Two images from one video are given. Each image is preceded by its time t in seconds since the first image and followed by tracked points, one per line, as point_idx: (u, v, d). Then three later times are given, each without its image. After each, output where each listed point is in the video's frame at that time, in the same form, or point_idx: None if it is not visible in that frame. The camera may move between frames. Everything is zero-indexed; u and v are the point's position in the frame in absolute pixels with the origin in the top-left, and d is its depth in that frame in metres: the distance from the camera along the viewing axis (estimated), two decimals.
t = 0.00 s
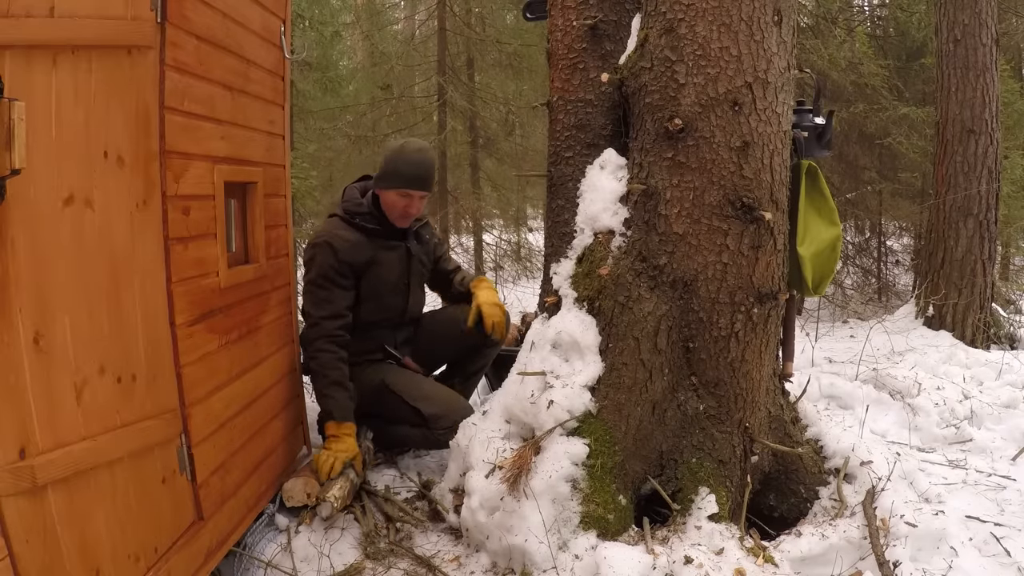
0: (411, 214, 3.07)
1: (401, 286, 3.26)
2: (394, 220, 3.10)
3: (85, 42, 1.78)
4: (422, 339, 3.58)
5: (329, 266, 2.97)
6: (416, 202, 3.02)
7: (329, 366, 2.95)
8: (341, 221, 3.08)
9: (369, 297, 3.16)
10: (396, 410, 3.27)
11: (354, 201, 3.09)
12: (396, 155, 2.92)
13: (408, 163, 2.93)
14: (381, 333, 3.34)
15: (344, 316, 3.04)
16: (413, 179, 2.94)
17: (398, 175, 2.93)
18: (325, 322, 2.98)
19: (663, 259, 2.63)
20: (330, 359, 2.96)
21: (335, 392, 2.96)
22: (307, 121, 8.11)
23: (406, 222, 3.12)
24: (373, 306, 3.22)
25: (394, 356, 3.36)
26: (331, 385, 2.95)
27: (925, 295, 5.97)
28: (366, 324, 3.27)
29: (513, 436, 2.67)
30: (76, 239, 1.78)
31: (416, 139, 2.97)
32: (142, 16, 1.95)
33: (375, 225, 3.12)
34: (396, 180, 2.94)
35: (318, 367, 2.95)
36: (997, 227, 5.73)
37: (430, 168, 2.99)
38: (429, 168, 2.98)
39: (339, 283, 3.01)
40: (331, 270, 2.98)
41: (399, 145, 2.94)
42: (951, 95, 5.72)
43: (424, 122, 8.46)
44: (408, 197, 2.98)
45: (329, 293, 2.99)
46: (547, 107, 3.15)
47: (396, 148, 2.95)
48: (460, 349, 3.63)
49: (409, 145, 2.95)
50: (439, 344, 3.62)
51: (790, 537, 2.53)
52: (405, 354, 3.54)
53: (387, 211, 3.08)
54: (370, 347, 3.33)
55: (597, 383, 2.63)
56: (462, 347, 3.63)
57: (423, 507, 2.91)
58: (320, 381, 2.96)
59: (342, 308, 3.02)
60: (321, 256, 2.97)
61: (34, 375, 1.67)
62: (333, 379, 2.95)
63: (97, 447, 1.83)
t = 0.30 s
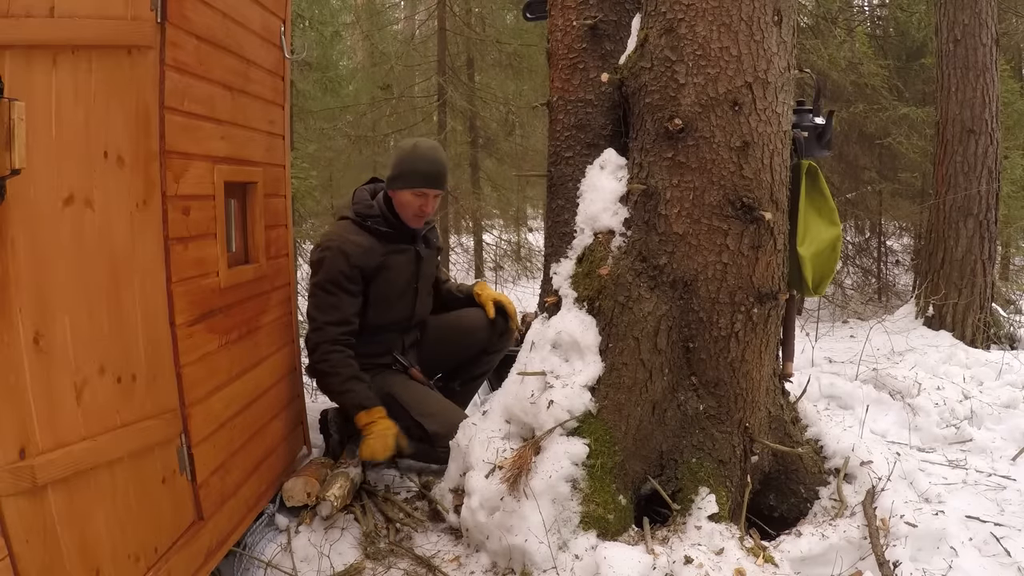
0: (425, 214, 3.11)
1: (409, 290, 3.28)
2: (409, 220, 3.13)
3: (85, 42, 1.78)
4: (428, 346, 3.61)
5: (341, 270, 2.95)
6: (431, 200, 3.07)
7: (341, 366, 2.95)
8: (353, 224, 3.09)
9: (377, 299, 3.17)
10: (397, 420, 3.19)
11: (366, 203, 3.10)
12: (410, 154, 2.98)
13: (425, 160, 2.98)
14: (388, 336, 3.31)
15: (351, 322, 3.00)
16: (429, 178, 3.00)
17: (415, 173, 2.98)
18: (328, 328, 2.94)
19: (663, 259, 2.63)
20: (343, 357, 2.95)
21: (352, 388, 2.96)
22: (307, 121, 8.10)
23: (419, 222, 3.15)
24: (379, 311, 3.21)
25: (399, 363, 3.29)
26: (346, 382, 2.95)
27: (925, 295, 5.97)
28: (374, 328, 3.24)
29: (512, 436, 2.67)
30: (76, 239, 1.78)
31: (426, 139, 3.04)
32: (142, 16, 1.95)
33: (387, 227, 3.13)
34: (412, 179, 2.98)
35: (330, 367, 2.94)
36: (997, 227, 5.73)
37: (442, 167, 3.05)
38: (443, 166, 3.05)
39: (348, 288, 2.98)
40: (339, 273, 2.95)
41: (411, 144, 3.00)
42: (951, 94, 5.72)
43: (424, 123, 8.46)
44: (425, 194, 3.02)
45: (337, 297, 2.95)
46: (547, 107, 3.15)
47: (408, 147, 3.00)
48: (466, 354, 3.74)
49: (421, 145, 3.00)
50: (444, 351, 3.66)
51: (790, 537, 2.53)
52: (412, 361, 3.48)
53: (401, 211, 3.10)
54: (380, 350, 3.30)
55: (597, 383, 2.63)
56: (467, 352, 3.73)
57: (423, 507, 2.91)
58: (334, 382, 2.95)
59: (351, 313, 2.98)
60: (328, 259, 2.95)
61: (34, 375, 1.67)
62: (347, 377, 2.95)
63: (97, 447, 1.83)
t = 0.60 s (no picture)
0: (442, 225, 2.96)
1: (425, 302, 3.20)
2: (425, 232, 2.99)
3: (85, 42, 1.78)
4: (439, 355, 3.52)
5: (363, 289, 2.89)
6: (447, 212, 2.91)
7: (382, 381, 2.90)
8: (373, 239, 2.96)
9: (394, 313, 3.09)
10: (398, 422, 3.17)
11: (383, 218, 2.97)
12: (423, 165, 2.81)
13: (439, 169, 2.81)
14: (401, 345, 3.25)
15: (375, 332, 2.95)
16: (444, 189, 2.83)
17: (428, 186, 2.81)
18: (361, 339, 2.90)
19: (663, 259, 2.63)
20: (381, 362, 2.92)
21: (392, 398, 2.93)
22: (307, 122, 8.10)
23: (435, 233, 3.02)
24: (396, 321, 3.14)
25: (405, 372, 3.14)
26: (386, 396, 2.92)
27: (925, 295, 5.97)
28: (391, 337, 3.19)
29: (512, 436, 2.67)
30: (76, 239, 1.78)
31: (439, 145, 2.85)
32: (142, 16, 1.95)
33: (404, 241, 3.01)
34: (425, 193, 2.81)
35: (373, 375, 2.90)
36: (997, 227, 5.73)
37: (457, 173, 2.87)
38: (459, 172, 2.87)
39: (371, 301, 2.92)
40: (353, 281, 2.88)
41: (423, 154, 2.82)
42: (951, 94, 5.72)
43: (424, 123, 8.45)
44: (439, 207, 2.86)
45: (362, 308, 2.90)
46: (547, 107, 3.15)
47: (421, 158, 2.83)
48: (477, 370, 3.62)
49: (434, 153, 2.83)
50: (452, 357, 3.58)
51: (790, 537, 2.53)
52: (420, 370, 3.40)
53: (417, 224, 2.95)
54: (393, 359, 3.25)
55: (597, 383, 2.63)
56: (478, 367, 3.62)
57: (423, 507, 2.91)
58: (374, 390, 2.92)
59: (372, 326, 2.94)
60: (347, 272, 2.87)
61: (34, 375, 1.67)
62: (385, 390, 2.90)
63: (97, 447, 1.83)
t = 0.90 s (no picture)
0: (452, 231, 2.87)
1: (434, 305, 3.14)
2: (437, 236, 2.89)
3: (85, 42, 1.78)
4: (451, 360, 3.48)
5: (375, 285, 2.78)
6: (458, 216, 2.82)
7: (397, 379, 2.71)
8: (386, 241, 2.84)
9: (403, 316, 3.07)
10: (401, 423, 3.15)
11: (398, 218, 2.85)
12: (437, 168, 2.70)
13: (449, 172, 2.72)
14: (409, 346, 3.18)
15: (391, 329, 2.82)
16: (456, 193, 2.73)
17: (439, 190, 2.71)
18: (374, 332, 2.74)
19: (663, 259, 2.63)
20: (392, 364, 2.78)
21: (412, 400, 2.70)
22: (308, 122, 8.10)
23: (446, 237, 2.93)
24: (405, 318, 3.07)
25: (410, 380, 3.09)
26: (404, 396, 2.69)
27: (925, 295, 5.97)
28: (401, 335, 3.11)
29: (513, 436, 2.67)
30: (76, 239, 1.78)
31: (449, 148, 2.76)
32: (142, 16, 1.95)
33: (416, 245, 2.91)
34: (437, 197, 2.72)
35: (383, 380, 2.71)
36: (997, 227, 5.73)
37: (470, 176, 2.77)
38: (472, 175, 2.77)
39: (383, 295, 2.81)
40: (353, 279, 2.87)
41: (435, 157, 2.72)
42: (952, 94, 5.72)
43: (424, 123, 8.46)
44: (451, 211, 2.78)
45: (373, 300, 2.77)
46: (547, 107, 3.15)
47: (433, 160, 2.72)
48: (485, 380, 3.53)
49: (445, 155, 2.73)
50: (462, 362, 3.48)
51: (790, 537, 2.53)
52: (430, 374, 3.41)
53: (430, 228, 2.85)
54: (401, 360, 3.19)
55: (597, 383, 2.63)
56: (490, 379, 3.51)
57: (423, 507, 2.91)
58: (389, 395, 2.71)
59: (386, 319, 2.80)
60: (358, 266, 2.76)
61: (34, 375, 1.67)
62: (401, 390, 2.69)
63: (97, 447, 1.83)
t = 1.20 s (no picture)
0: (462, 227, 2.85)
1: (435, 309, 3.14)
2: (444, 233, 2.90)
3: (86, 42, 1.78)
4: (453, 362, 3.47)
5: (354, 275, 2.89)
6: (467, 215, 2.82)
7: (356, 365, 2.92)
8: (380, 228, 2.98)
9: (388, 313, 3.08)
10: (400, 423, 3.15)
11: (399, 210, 2.96)
12: (446, 164, 2.71)
13: (459, 168, 2.72)
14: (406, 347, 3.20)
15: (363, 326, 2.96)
16: (464, 191, 2.73)
17: (446, 186, 2.73)
18: (339, 331, 2.91)
19: (663, 259, 2.63)
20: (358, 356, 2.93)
21: (380, 376, 2.93)
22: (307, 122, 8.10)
23: (454, 236, 2.93)
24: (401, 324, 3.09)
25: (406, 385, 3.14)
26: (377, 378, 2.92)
27: (925, 295, 5.97)
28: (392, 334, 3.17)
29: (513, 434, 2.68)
30: (76, 239, 1.78)
31: (464, 145, 2.77)
32: (142, 16, 1.95)
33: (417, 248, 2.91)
34: (444, 193, 2.74)
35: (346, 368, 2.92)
36: (997, 227, 5.73)
37: (481, 175, 2.77)
38: (483, 174, 2.77)
39: (358, 291, 2.91)
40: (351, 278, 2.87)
41: (447, 152, 2.73)
42: (951, 94, 5.72)
43: (424, 123, 8.45)
44: (458, 209, 2.77)
45: (346, 296, 2.90)
46: (547, 107, 3.15)
47: (444, 156, 2.73)
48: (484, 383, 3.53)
49: (459, 151, 2.74)
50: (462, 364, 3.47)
51: (790, 537, 2.53)
52: (430, 375, 3.40)
53: (436, 225, 2.87)
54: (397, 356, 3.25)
55: (597, 383, 2.63)
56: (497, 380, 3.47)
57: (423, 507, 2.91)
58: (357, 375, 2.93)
59: (355, 316, 2.93)
60: (342, 257, 2.90)
61: (34, 375, 1.67)
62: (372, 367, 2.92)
63: (97, 447, 1.83)
